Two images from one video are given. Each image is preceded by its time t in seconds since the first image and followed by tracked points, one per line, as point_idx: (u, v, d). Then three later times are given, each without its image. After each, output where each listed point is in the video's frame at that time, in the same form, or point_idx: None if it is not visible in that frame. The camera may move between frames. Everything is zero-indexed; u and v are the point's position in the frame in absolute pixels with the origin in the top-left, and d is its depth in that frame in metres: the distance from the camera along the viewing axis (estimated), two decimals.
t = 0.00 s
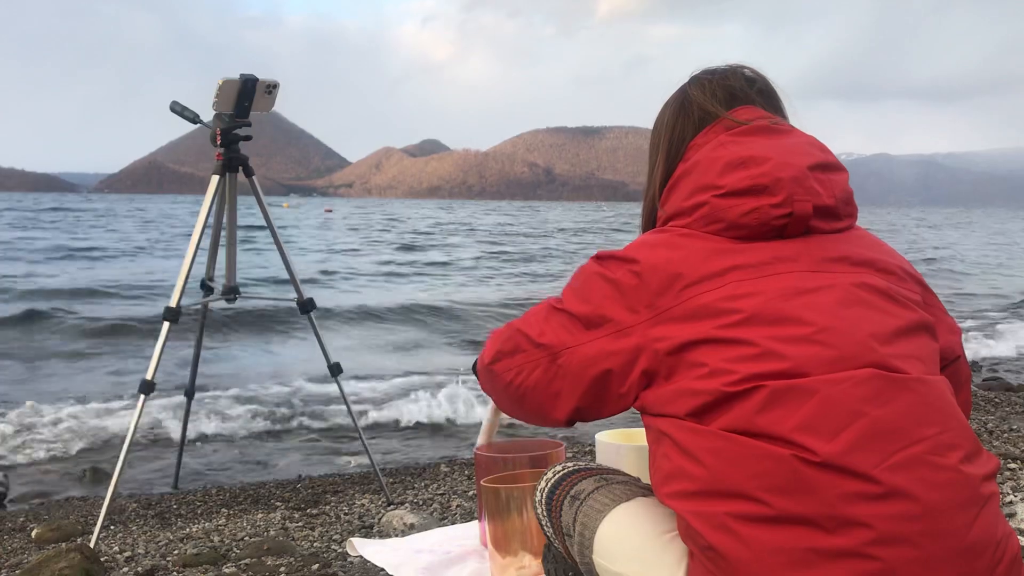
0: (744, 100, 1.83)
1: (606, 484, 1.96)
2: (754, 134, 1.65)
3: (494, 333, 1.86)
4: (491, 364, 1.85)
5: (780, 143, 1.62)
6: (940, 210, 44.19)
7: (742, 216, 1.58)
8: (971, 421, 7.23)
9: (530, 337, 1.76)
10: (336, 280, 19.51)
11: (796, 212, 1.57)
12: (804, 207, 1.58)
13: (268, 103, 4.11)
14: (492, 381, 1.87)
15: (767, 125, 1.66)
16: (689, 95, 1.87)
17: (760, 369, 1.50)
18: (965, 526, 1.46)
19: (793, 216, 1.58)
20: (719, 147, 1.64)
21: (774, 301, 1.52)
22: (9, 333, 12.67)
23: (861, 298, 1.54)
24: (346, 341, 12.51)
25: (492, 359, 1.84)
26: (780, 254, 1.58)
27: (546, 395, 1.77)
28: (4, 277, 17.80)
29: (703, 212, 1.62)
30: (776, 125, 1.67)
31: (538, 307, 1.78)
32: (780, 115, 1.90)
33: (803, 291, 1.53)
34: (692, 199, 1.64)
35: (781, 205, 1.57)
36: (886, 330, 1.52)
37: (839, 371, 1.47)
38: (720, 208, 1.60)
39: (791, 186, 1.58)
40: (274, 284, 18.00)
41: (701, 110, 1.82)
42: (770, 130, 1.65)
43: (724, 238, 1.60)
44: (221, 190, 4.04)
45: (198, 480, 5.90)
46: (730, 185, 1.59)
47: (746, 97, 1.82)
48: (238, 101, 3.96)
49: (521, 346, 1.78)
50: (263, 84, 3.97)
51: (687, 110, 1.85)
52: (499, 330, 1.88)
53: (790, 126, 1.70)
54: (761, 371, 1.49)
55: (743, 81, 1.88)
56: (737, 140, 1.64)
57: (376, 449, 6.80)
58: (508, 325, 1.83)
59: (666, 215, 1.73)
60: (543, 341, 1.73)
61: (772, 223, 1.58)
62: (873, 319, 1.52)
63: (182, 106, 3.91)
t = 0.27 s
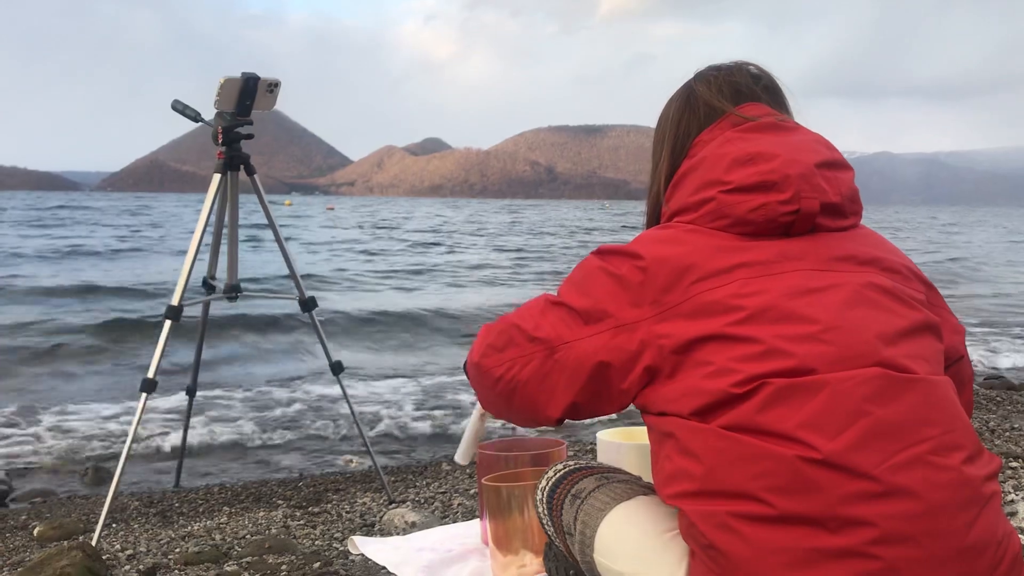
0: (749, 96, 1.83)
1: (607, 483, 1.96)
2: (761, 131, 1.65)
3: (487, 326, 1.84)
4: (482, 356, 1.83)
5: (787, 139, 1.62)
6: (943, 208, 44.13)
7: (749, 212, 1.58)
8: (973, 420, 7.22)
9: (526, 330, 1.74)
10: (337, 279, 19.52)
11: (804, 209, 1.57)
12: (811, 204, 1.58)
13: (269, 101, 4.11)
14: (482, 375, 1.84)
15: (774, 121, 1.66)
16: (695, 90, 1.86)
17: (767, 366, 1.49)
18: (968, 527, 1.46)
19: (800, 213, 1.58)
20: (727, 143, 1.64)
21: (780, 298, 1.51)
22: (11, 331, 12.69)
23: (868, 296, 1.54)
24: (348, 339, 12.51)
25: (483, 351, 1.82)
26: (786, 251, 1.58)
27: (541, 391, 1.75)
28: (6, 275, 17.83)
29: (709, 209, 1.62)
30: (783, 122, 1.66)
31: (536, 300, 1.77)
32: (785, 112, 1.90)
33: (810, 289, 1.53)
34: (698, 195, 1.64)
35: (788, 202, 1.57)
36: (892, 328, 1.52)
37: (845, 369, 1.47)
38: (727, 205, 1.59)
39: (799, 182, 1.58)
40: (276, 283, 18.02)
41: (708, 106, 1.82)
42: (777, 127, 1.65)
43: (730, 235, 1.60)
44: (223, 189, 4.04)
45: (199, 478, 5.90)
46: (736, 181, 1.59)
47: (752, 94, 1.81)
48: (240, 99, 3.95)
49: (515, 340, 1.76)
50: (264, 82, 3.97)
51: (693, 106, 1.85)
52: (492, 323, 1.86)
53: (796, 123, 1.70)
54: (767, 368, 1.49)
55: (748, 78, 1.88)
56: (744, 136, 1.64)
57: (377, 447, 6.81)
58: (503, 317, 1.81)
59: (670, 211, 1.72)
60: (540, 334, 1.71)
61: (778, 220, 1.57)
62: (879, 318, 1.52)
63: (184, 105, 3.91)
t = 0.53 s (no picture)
0: (757, 93, 1.83)
1: (610, 483, 1.96)
2: (769, 129, 1.64)
3: (486, 319, 1.82)
4: (480, 349, 1.81)
5: (795, 138, 1.62)
6: (947, 208, 44.08)
7: (757, 210, 1.58)
8: (977, 419, 7.21)
9: (525, 324, 1.72)
10: (340, 278, 19.55)
11: (812, 207, 1.57)
12: (820, 202, 1.58)
13: (272, 101, 4.12)
14: (481, 369, 1.82)
15: (782, 119, 1.65)
16: (702, 87, 1.86)
17: (773, 365, 1.49)
18: (973, 527, 1.46)
19: (808, 212, 1.57)
20: (735, 140, 1.64)
21: (788, 296, 1.51)
22: (15, 331, 12.73)
23: (876, 296, 1.54)
24: (351, 338, 12.51)
25: (481, 345, 1.81)
26: (793, 250, 1.58)
27: (540, 385, 1.74)
28: (10, 275, 17.89)
29: (717, 206, 1.62)
30: (791, 120, 1.66)
31: (537, 294, 1.75)
32: (793, 110, 1.89)
33: (817, 288, 1.52)
34: (706, 192, 1.64)
35: (797, 200, 1.57)
36: (900, 327, 1.52)
37: (853, 368, 1.47)
38: (735, 202, 1.59)
39: (808, 181, 1.58)
40: (278, 283, 18.06)
41: (715, 103, 1.81)
42: (785, 125, 1.65)
43: (738, 232, 1.60)
44: (226, 188, 4.04)
45: (202, 477, 5.91)
46: (746, 178, 1.58)
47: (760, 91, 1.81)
48: (243, 99, 3.96)
49: (514, 332, 1.74)
50: (267, 82, 3.98)
51: (701, 103, 1.84)
52: (490, 316, 1.84)
53: (805, 121, 1.70)
54: (773, 367, 1.49)
55: (756, 76, 1.88)
56: (753, 133, 1.64)
57: (380, 446, 6.81)
58: (502, 310, 1.79)
59: (677, 207, 1.72)
60: (540, 328, 1.70)
61: (786, 219, 1.57)
62: (887, 317, 1.52)
63: (187, 104, 3.91)
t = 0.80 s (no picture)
0: (763, 93, 1.83)
1: (613, 483, 1.96)
2: (775, 128, 1.64)
3: (488, 313, 1.82)
4: (482, 343, 1.80)
5: (801, 137, 1.62)
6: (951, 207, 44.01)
7: (762, 208, 1.58)
8: (982, 419, 7.20)
9: (528, 319, 1.72)
10: (343, 278, 19.57)
11: (817, 207, 1.57)
12: (826, 202, 1.58)
13: (275, 102, 4.12)
14: (481, 363, 1.82)
15: (788, 119, 1.65)
16: (708, 86, 1.86)
17: (777, 364, 1.49)
18: (977, 529, 1.46)
19: (814, 211, 1.57)
20: (740, 139, 1.64)
21: (793, 295, 1.51)
22: (19, 331, 12.77)
23: (882, 296, 1.53)
24: (354, 338, 12.51)
25: (483, 338, 1.80)
26: (798, 249, 1.57)
27: (542, 381, 1.74)
28: (14, 275, 17.93)
29: (722, 205, 1.62)
30: (797, 120, 1.66)
31: (540, 289, 1.75)
32: (798, 110, 1.89)
33: (822, 288, 1.52)
34: (711, 191, 1.63)
35: (803, 199, 1.56)
36: (905, 328, 1.52)
37: (858, 367, 1.47)
38: (740, 201, 1.59)
39: (813, 180, 1.58)
40: (281, 283, 18.08)
41: (721, 102, 1.81)
42: (791, 125, 1.65)
43: (743, 230, 1.60)
44: (229, 189, 4.04)
45: (205, 477, 5.92)
46: (751, 177, 1.58)
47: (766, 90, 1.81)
48: (246, 99, 3.96)
49: (516, 327, 1.74)
50: (270, 82, 3.99)
51: (707, 101, 1.84)
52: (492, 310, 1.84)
53: (811, 121, 1.70)
54: (777, 366, 1.49)
55: (762, 75, 1.88)
56: (759, 133, 1.64)
57: (383, 446, 6.82)
58: (504, 305, 1.79)
59: (682, 206, 1.72)
60: (542, 323, 1.70)
61: (792, 218, 1.57)
62: (893, 318, 1.52)
63: (190, 105, 3.92)
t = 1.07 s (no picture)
0: (767, 92, 1.82)
1: (616, 482, 1.96)
2: (779, 127, 1.64)
3: (489, 310, 1.81)
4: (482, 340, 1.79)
5: (806, 136, 1.62)
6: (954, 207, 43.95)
7: (767, 207, 1.57)
8: (986, 420, 7.18)
9: (530, 317, 1.71)
10: (345, 279, 19.60)
11: (822, 206, 1.57)
12: (830, 201, 1.57)
13: (278, 102, 4.12)
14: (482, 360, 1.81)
15: (793, 117, 1.65)
16: (712, 85, 1.86)
17: (781, 363, 1.48)
18: (982, 528, 1.46)
19: (817, 210, 1.57)
20: (745, 138, 1.63)
21: (797, 294, 1.51)
22: (23, 331, 12.80)
23: (886, 296, 1.53)
24: (356, 338, 12.51)
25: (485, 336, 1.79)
26: (801, 248, 1.57)
27: (543, 378, 1.73)
28: (18, 276, 17.98)
29: (727, 203, 1.61)
30: (801, 119, 1.65)
31: (542, 287, 1.74)
32: (802, 109, 1.89)
33: (826, 287, 1.52)
34: (715, 189, 1.63)
35: (807, 197, 1.56)
36: (910, 327, 1.52)
37: (863, 367, 1.46)
38: (744, 200, 1.59)
39: (818, 179, 1.58)
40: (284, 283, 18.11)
41: (725, 101, 1.81)
42: (795, 123, 1.64)
43: (747, 230, 1.60)
44: (232, 189, 4.04)
45: (208, 477, 5.93)
46: (755, 176, 1.58)
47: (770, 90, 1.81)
48: (249, 99, 3.97)
49: (518, 325, 1.73)
50: (273, 83, 3.99)
51: (711, 101, 1.84)
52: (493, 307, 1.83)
53: (816, 120, 1.69)
54: (781, 365, 1.48)
55: (766, 75, 1.87)
56: (763, 132, 1.63)
57: (385, 446, 6.82)
58: (506, 302, 1.78)
59: (686, 205, 1.71)
60: (545, 321, 1.69)
61: (796, 217, 1.57)
62: (897, 318, 1.52)
63: (193, 105, 3.92)
